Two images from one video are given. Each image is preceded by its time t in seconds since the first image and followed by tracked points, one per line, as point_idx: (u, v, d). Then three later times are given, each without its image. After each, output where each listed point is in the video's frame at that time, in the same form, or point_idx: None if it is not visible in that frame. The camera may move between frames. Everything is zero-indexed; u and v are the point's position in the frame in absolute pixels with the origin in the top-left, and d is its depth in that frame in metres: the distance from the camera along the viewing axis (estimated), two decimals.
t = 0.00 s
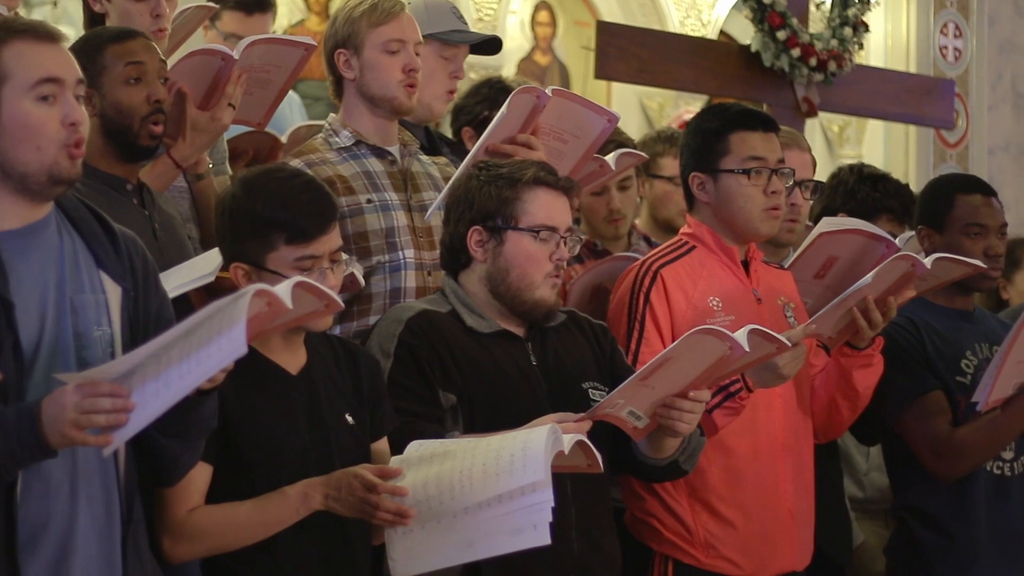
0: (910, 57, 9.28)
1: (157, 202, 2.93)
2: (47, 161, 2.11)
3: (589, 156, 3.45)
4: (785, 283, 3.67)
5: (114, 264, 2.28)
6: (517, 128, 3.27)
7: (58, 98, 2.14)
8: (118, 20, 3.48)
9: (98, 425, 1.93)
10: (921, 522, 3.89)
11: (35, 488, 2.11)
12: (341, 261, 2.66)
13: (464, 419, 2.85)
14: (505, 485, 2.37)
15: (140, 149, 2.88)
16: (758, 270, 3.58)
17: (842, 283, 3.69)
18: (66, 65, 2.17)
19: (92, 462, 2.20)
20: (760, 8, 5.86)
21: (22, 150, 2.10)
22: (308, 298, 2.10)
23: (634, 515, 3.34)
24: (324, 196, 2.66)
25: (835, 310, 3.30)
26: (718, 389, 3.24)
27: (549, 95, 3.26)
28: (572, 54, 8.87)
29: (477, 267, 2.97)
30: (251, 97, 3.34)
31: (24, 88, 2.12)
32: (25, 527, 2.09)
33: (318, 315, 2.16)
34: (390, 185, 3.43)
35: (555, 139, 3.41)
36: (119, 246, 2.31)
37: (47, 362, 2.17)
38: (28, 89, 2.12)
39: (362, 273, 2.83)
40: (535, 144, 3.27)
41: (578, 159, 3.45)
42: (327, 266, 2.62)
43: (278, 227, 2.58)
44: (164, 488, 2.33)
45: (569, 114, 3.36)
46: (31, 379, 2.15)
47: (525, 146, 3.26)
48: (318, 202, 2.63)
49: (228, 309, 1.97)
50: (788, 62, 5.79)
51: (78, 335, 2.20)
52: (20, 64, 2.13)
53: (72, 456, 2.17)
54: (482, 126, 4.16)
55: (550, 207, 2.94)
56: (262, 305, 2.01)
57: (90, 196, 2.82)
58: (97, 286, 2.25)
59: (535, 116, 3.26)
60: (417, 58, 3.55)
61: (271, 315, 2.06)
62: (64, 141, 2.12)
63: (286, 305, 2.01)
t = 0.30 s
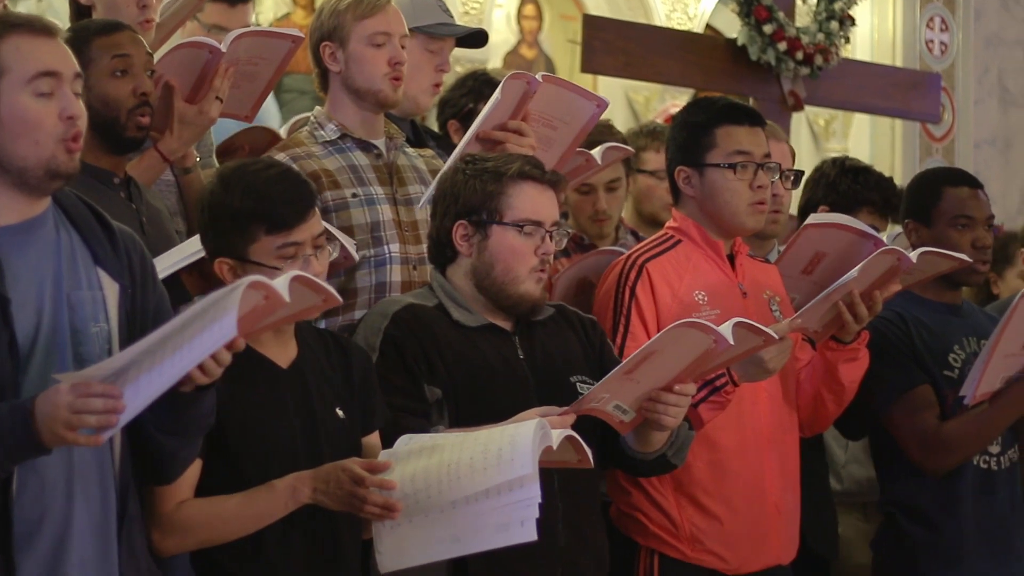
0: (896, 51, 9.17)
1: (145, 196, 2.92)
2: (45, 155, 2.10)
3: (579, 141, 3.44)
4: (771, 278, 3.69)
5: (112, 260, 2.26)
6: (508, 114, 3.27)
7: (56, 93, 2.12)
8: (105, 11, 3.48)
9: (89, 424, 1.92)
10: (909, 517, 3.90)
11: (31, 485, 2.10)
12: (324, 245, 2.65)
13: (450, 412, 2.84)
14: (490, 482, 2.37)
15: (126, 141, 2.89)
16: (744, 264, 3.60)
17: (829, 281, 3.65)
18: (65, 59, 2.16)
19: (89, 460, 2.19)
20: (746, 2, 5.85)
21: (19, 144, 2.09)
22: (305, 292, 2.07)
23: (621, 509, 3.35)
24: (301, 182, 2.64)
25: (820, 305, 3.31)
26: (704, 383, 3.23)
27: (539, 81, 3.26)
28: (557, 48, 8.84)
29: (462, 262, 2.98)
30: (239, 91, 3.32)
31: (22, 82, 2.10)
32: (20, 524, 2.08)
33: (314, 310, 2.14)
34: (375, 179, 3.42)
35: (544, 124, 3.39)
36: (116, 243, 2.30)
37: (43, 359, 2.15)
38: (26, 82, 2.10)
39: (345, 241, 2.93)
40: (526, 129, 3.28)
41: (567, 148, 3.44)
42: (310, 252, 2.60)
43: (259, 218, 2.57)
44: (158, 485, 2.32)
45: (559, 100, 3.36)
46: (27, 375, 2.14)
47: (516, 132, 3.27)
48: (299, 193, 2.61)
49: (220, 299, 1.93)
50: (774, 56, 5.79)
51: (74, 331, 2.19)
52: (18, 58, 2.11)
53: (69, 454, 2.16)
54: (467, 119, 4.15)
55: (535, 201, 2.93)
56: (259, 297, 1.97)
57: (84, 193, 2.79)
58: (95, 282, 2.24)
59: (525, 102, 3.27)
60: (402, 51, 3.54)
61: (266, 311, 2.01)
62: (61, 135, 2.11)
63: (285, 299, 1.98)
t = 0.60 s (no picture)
0: (884, 47, 9.20)
1: (130, 192, 2.93)
2: (43, 154, 2.08)
3: (567, 140, 3.44)
4: (760, 275, 3.68)
5: (108, 260, 2.25)
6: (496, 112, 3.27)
7: (57, 92, 2.11)
8: (94, 9, 3.49)
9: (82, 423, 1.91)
10: (898, 513, 3.91)
11: (26, 485, 2.08)
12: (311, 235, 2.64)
13: (438, 409, 2.84)
14: (479, 477, 2.36)
15: (108, 141, 2.88)
16: (731, 260, 3.60)
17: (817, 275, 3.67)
18: (66, 57, 2.14)
19: (85, 459, 2.17)
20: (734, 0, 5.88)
21: (19, 143, 2.07)
22: (305, 294, 2.04)
23: (610, 505, 3.37)
24: (285, 176, 2.63)
25: (807, 302, 3.31)
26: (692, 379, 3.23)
27: (528, 79, 3.26)
28: (546, 44, 8.76)
29: (449, 258, 2.97)
30: (228, 87, 3.32)
31: (22, 80, 2.09)
32: (15, 524, 2.07)
33: (312, 310, 2.10)
34: (364, 176, 3.42)
35: (533, 123, 3.39)
36: (113, 242, 2.29)
37: (39, 359, 2.14)
38: (27, 81, 2.09)
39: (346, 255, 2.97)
40: (514, 127, 3.27)
41: (556, 146, 3.44)
42: (297, 243, 2.60)
43: (244, 211, 2.56)
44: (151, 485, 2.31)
45: (548, 98, 3.36)
46: (22, 373, 2.12)
47: (504, 130, 3.26)
48: (285, 188, 2.60)
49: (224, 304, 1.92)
50: (761, 52, 5.80)
51: (70, 330, 2.18)
52: (18, 56, 2.10)
53: (64, 454, 2.14)
54: (455, 116, 4.15)
55: (522, 197, 2.93)
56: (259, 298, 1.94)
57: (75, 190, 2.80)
58: (91, 282, 2.23)
59: (513, 99, 3.26)
60: (390, 47, 3.52)
61: (264, 311, 1.98)
62: (61, 134, 2.09)
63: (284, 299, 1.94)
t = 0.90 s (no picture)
0: (869, 46, 9.14)
1: (112, 192, 2.92)
2: (33, 153, 2.07)
3: (552, 141, 3.43)
4: (745, 274, 3.68)
5: (97, 260, 2.24)
6: (481, 112, 3.27)
7: (47, 90, 2.10)
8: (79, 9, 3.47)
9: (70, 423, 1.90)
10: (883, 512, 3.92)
11: (15, 486, 2.07)
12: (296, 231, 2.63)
13: (423, 408, 2.84)
14: (466, 475, 2.36)
15: (88, 150, 2.87)
16: (716, 259, 3.61)
17: (802, 271, 3.69)
18: (54, 56, 2.14)
19: (74, 459, 2.16)
20: None
21: (9, 142, 2.06)
22: (293, 292, 2.03)
23: (595, 505, 3.38)
24: (268, 175, 2.62)
25: (791, 301, 3.33)
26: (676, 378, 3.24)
27: (513, 81, 3.26)
28: (531, 43, 8.75)
29: (433, 258, 2.97)
30: (213, 88, 3.31)
31: (11, 79, 2.08)
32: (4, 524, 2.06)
33: (300, 310, 2.09)
34: (349, 176, 3.41)
35: (518, 124, 3.38)
36: (102, 243, 2.27)
37: (27, 359, 2.13)
38: (16, 79, 2.08)
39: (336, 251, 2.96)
40: (498, 129, 3.27)
41: (541, 146, 3.43)
42: (282, 239, 2.58)
43: (228, 210, 2.56)
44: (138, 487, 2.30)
45: (533, 99, 3.35)
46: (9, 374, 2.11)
47: (488, 132, 3.26)
48: (269, 186, 2.60)
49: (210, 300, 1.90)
50: (746, 50, 5.80)
51: (58, 330, 2.17)
52: (7, 55, 2.09)
53: (53, 454, 2.12)
54: (438, 115, 4.15)
55: (506, 196, 2.93)
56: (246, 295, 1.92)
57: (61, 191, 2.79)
58: (79, 282, 2.21)
59: (498, 102, 3.27)
60: (374, 47, 3.51)
61: (252, 310, 1.96)
62: (50, 133, 2.08)
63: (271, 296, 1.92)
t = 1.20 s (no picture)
0: (851, 45, 9.19)
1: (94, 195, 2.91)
2: (17, 153, 2.05)
3: (534, 143, 3.43)
4: (727, 276, 3.70)
5: (81, 263, 2.23)
6: (463, 114, 3.26)
7: (31, 90, 2.09)
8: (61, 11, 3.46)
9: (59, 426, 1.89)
10: (864, 511, 3.94)
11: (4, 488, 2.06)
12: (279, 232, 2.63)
13: (406, 410, 2.84)
14: (452, 477, 2.36)
15: (70, 153, 2.86)
16: (698, 260, 3.62)
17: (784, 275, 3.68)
18: (37, 55, 2.13)
19: (61, 461, 2.15)
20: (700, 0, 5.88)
21: None
22: (281, 294, 2.03)
23: (577, 506, 3.38)
24: (251, 176, 2.62)
25: (773, 302, 3.33)
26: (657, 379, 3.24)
27: (494, 82, 3.26)
28: (513, 45, 8.75)
29: (416, 261, 2.96)
30: (196, 90, 3.30)
31: None
32: None
33: (286, 311, 2.09)
34: (331, 178, 3.40)
35: (500, 126, 3.38)
36: (87, 246, 2.27)
37: (13, 361, 2.11)
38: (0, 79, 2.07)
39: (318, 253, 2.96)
40: (481, 130, 3.27)
41: (524, 148, 3.43)
42: (265, 241, 2.58)
43: (210, 212, 2.55)
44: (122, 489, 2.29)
45: (514, 101, 3.36)
46: None
47: (471, 133, 3.26)
48: (252, 187, 2.59)
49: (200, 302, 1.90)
50: (728, 52, 5.82)
51: (45, 333, 2.15)
52: None
53: (41, 457, 2.11)
54: (419, 116, 4.15)
55: (487, 198, 2.93)
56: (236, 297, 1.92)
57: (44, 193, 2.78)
58: (64, 285, 2.20)
59: (481, 103, 3.26)
60: (356, 49, 3.51)
61: (241, 311, 1.96)
62: (35, 133, 2.07)
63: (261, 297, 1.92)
